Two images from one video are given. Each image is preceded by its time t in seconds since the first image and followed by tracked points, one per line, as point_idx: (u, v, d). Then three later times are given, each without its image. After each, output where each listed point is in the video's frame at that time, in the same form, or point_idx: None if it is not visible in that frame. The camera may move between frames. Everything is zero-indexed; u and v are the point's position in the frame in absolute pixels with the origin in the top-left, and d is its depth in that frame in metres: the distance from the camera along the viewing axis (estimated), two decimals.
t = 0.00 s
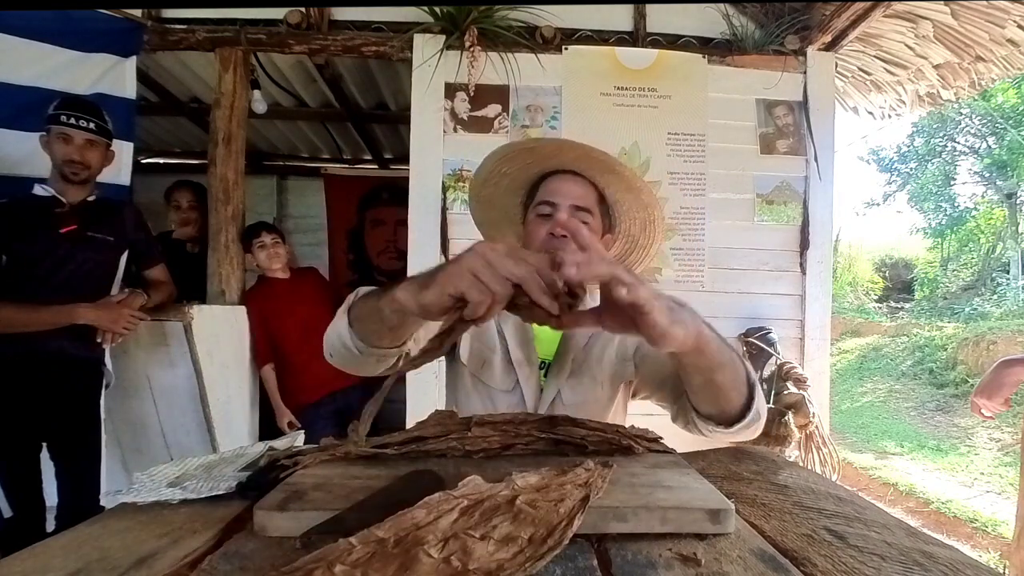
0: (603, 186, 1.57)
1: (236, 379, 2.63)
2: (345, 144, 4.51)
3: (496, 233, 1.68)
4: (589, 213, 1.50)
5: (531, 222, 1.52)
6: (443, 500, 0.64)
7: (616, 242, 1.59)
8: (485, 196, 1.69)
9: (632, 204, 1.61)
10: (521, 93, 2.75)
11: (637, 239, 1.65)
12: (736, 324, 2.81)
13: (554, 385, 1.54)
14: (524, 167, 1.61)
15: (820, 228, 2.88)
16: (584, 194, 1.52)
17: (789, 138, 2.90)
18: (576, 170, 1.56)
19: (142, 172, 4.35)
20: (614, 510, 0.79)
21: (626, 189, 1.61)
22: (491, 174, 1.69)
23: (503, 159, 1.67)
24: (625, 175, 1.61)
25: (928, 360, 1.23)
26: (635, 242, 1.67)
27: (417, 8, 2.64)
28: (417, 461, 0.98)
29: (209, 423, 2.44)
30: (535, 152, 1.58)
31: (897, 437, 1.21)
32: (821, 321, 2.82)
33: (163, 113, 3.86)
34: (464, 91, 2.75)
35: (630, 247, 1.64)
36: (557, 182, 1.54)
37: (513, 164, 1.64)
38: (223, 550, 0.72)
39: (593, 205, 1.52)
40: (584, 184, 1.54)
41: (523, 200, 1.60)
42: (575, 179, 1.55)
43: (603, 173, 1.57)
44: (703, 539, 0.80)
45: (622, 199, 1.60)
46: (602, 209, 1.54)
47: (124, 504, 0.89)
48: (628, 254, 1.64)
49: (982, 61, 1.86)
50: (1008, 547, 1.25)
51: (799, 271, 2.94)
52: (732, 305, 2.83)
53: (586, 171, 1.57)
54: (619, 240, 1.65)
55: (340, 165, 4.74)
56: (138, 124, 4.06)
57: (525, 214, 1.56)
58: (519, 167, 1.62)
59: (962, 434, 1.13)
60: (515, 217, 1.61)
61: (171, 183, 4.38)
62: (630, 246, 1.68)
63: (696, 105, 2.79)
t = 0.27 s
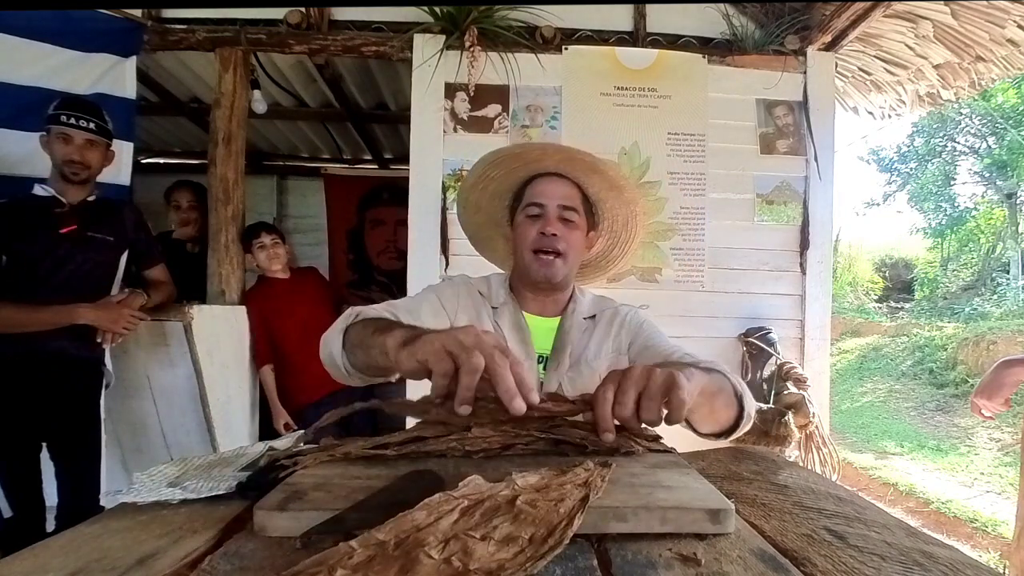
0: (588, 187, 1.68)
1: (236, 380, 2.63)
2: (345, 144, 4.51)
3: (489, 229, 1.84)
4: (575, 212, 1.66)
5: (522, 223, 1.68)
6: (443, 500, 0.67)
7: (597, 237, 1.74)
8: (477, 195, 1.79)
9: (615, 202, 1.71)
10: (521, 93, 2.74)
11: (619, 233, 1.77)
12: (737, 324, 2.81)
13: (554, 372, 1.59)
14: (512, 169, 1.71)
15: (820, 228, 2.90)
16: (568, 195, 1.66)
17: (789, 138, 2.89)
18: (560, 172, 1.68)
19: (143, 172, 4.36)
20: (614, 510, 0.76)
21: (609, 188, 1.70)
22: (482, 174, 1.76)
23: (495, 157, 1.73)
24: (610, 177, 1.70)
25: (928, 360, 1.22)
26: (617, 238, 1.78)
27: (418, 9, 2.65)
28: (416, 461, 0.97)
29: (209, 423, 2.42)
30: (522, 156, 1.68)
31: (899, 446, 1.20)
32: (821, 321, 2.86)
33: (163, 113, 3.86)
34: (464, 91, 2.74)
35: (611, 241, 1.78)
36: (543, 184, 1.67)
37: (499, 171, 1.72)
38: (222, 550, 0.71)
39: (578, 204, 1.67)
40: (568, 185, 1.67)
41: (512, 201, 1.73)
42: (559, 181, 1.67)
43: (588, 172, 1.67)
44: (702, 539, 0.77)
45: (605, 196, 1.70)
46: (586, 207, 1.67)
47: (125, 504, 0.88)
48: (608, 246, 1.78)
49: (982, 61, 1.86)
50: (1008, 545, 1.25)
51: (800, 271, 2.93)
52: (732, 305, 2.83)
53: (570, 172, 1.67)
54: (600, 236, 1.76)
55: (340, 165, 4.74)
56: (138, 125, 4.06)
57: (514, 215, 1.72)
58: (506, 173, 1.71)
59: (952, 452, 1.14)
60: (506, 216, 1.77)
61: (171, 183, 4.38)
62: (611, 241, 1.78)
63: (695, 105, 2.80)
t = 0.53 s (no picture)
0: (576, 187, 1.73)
1: (235, 378, 2.66)
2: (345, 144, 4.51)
3: (482, 233, 1.91)
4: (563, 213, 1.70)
5: (511, 225, 1.73)
6: (444, 501, 0.68)
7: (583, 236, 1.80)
8: (469, 199, 1.86)
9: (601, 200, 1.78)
10: (521, 93, 2.74)
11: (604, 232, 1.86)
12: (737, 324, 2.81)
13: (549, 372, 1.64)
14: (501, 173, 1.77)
15: (820, 229, 2.89)
16: (555, 196, 1.70)
17: (790, 138, 2.88)
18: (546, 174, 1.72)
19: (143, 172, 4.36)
20: (614, 510, 0.75)
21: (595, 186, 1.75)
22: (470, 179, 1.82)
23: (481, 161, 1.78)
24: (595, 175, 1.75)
25: (928, 361, 1.22)
26: (604, 234, 1.85)
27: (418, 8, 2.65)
28: (416, 460, 0.97)
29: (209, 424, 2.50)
30: (511, 159, 1.73)
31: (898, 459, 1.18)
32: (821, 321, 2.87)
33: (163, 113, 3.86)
34: (464, 91, 2.74)
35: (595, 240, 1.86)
36: (531, 185, 1.71)
37: (489, 172, 1.76)
38: (222, 550, 0.71)
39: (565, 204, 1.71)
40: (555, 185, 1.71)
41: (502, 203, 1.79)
42: (544, 183, 1.71)
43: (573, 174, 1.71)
44: (703, 539, 0.76)
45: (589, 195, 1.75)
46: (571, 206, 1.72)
47: (125, 504, 0.88)
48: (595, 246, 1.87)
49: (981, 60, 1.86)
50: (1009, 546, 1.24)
51: (799, 270, 2.90)
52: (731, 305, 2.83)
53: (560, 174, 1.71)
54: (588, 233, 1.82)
55: (340, 165, 4.74)
56: (138, 125, 4.06)
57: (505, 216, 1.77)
58: (495, 174, 1.75)
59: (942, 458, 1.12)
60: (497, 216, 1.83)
61: (171, 183, 4.38)
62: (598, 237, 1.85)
63: (695, 105, 2.79)
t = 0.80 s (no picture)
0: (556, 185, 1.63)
1: (235, 378, 2.66)
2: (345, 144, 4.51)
3: (465, 238, 1.80)
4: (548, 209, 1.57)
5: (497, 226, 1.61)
6: (444, 502, 0.67)
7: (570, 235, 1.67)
8: (454, 204, 1.79)
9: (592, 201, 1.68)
10: (521, 92, 2.75)
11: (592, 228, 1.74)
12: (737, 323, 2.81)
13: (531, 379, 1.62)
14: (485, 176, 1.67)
15: (820, 230, 2.90)
16: (540, 194, 1.59)
17: (789, 138, 2.93)
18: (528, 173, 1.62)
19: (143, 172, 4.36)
20: (614, 510, 0.76)
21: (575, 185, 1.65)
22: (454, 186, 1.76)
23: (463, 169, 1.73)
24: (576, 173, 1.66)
25: (928, 360, 1.23)
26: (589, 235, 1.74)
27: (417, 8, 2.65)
28: (416, 460, 0.97)
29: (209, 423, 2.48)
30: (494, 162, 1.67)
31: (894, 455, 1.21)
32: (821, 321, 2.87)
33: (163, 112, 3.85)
34: (464, 91, 2.74)
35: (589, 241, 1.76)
36: (516, 185, 1.62)
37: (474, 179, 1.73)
38: (222, 550, 0.71)
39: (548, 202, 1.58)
40: (538, 185, 1.60)
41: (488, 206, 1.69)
42: (528, 181, 1.60)
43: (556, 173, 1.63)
44: (702, 539, 0.77)
45: (572, 194, 1.64)
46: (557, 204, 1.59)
47: (125, 504, 0.88)
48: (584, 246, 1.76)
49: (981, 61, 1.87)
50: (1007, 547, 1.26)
51: (800, 270, 2.93)
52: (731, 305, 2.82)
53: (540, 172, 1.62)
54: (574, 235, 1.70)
55: (340, 164, 4.74)
56: (138, 124, 4.06)
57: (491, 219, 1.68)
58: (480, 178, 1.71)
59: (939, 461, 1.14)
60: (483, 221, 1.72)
61: (170, 183, 4.38)
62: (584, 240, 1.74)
63: (694, 105, 2.80)
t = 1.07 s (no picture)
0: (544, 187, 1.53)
1: (235, 378, 2.66)
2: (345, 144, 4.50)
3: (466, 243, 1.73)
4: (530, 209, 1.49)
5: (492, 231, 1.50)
6: (444, 503, 0.69)
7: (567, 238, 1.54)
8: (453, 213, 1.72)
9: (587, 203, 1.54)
10: (521, 93, 2.72)
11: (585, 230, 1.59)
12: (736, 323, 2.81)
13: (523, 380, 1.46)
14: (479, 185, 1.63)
15: (820, 230, 2.89)
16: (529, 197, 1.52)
17: (789, 138, 2.86)
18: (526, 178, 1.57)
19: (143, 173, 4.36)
20: (614, 510, 0.75)
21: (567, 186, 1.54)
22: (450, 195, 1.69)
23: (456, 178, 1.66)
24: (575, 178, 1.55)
25: (928, 360, 1.81)
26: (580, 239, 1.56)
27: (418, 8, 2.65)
28: (415, 459, 0.96)
29: (209, 423, 2.50)
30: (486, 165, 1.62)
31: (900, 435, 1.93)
32: (821, 321, 2.87)
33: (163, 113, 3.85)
34: (464, 91, 2.71)
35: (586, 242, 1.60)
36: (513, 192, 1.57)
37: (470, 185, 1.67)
38: (222, 550, 0.71)
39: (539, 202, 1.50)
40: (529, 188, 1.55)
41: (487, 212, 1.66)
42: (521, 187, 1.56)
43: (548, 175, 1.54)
44: (702, 539, 0.75)
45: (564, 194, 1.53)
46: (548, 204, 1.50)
47: (126, 504, 0.88)
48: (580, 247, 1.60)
49: (980, 61, 1.88)
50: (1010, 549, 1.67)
51: (799, 270, 2.89)
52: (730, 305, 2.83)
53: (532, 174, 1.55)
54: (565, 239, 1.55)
55: (340, 165, 4.74)
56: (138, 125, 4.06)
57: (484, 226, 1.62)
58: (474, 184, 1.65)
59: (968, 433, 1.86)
60: (482, 227, 1.69)
61: (171, 183, 4.39)
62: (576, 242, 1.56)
63: (694, 105, 2.79)
